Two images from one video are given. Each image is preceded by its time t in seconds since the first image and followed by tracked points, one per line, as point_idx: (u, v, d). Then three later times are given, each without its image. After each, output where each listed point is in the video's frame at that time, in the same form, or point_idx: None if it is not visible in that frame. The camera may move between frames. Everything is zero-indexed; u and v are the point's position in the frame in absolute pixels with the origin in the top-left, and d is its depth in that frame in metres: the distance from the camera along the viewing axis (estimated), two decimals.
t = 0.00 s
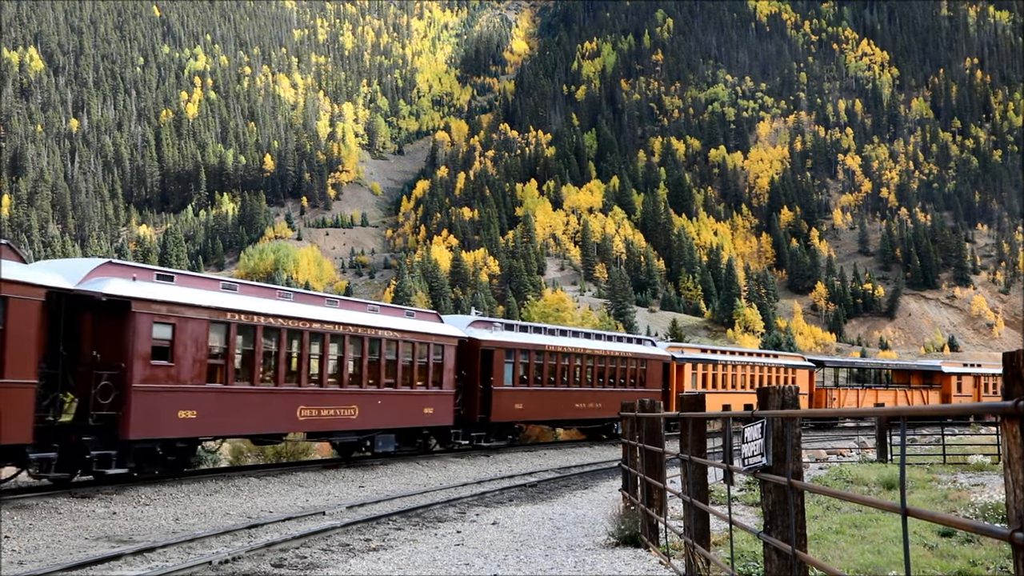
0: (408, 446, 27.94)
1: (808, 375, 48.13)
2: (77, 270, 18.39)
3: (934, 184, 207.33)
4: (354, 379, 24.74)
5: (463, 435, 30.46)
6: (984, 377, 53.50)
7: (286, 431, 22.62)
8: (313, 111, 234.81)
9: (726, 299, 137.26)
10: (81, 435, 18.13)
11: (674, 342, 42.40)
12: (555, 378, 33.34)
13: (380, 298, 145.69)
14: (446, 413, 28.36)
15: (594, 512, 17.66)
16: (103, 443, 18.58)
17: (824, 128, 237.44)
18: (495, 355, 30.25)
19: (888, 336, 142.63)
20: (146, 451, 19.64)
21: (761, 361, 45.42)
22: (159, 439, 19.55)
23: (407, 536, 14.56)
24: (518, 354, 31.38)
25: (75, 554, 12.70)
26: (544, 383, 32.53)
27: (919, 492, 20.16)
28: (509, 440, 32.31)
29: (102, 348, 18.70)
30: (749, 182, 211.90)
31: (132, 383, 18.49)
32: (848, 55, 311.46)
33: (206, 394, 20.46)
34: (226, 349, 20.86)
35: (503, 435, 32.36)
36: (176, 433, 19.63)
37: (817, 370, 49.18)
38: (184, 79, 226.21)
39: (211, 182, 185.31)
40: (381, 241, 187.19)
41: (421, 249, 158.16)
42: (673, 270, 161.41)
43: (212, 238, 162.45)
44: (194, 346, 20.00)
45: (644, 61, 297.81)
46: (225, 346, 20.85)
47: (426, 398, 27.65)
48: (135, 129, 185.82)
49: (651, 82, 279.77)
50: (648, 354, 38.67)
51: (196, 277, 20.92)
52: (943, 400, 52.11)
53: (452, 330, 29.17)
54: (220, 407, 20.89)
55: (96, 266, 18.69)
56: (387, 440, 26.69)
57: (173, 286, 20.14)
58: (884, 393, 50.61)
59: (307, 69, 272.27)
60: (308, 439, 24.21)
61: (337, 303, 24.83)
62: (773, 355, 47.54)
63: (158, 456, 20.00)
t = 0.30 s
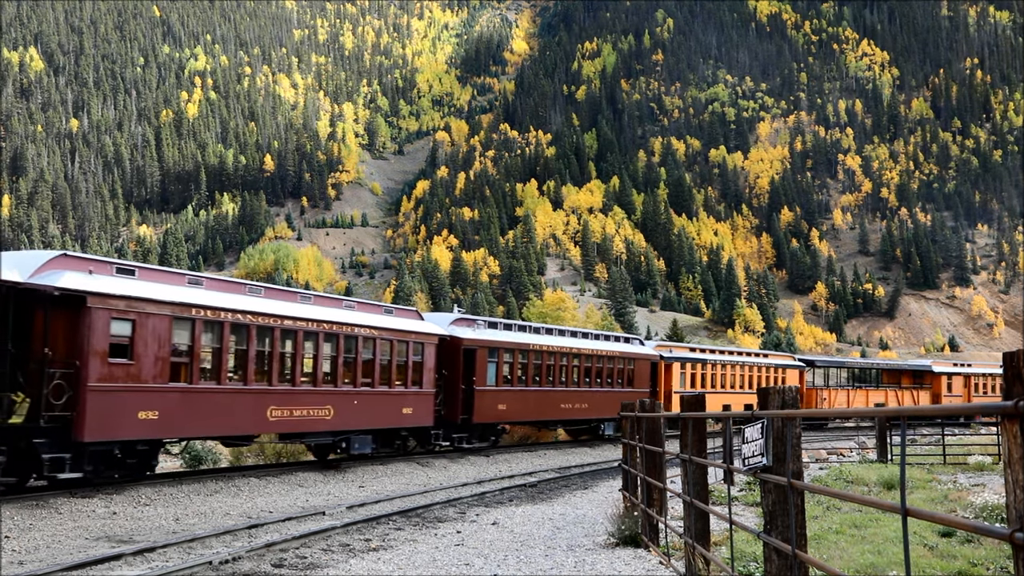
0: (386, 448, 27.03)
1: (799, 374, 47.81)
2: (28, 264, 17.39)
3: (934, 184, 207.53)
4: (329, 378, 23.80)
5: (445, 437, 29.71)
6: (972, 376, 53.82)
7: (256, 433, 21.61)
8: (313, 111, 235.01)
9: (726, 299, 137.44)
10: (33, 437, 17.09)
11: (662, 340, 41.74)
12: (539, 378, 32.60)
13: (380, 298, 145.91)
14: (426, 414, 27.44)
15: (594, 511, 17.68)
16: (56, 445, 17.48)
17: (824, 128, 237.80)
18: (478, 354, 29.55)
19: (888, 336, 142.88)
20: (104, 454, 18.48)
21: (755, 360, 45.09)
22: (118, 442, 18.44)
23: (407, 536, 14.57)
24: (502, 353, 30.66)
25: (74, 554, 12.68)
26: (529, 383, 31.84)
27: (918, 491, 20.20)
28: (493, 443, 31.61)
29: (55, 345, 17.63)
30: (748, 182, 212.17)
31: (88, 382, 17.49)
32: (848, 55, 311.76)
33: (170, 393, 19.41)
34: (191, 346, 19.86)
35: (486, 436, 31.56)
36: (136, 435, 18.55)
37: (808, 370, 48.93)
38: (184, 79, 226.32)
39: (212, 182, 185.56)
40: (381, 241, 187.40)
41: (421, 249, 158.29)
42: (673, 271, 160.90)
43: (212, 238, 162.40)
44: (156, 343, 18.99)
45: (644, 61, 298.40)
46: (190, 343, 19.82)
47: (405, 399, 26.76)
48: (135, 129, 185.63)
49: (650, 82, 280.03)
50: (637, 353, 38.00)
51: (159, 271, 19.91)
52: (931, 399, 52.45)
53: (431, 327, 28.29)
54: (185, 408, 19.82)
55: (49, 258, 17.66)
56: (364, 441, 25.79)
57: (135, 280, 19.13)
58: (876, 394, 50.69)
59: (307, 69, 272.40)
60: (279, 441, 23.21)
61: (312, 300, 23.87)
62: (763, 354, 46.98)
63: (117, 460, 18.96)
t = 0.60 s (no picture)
0: (365, 449, 26.58)
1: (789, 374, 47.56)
2: None
3: (935, 184, 207.30)
4: (304, 377, 23.38)
5: (427, 437, 29.29)
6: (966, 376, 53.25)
7: (228, 434, 21.09)
8: (313, 112, 234.77)
9: (726, 299, 137.35)
10: None
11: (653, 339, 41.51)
12: (525, 378, 32.27)
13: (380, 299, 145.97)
14: (406, 414, 27.04)
15: (594, 512, 17.68)
16: (11, 447, 16.76)
17: (824, 128, 237.83)
18: (461, 352, 29.24)
19: (888, 336, 143.10)
20: (62, 456, 17.80)
21: (746, 360, 44.55)
22: (77, 443, 17.75)
23: (407, 536, 14.56)
24: (486, 351, 30.32)
25: (75, 554, 12.70)
26: (514, 383, 31.52)
27: (919, 492, 20.16)
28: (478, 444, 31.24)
29: (10, 343, 16.83)
30: (748, 182, 212.34)
31: (45, 381, 16.73)
32: (848, 56, 311.00)
33: (135, 392, 18.79)
34: (157, 344, 19.26)
35: (470, 437, 31.18)
36: (96, 436, 17.84)
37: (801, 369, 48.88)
38: (183, 79, 226.04)
39: (212, 182, 185.48)
40: (381, 241, 187.48)
41: (421, 249, 158.19)
42: (673, 271, 160.78)
43: (212, 238, 162.33)
44: (118, 340, 18.32)
45: (644, 61, 298.79)
46: (156, 341, 19.26)
47: (385, 398, 26.42)
48: (135, 129, 185.34)
49: (650, 82, 280.22)
50: (625, 352, 37.69)
51: (124, 266, 19.29)
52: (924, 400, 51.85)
53: (413, 325, 27.94)
54: (151, 407, 19.22)
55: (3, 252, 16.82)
56: (342, 442, 25.33)
57: (98, 274, 18.46)
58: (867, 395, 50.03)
59: (307, 70, 271.92)
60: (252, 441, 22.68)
61: (286, 295, 23.46)
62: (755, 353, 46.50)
63: (78, 463, 18.24)
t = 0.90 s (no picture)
0: (341, 451, 25.67)
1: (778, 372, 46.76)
2: None
3: (935, 184, 207.40)
4: (275, 376, 22.31)
5: (405, 439, 28.25)
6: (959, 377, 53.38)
7: (193, 435, 19.99)
8: (313, 111, 234.84)
9: (726, 298, 137.40)
10: None
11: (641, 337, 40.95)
12: (506, 378, 31.31)
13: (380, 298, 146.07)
14: (384, 414, 26.07)
15: (594, 512, 17.68)
16: None
17: (824, 128, 237.88)
18: (441, 350, 28.20)
19: (888, 336, 143.45)
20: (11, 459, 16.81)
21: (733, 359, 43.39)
22: (26, 446, 16.53)
23: (407, 536, 14.57)
24: (466, 349, 29.36)
25: (75, 553, 12.70)
26: (496, 382, 30.61)
27: (918, 491, 20.16)
28: (460, 445, 30.27)
29: None
30: (748, 182, 212.49)
31: None
32: (848, 55, 310.77)
33: (91, 392, 17.59)
34: (115, 339, 18.09)
35: (451, 438, 30.23)
36: (49, 438, 16.64)
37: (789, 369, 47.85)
38: (184, 79, 225.99)
39: (212, 182, 185.49)
40: (381, 241, 187.75)
41: (421, 249, 158.23)
42: (673, 271, 160.71)
43: (212, 238, 162.34)
44: (72, 335, 17.10)
45: (644, 60, 299.02)
46: (114, 337, 18.06)
47: (362, 398, 25.44)
48: (135, 129, 185.24)
49: (651, 82, 280.50)
50: (611, 351, 36.89)
51: (78, 257, 18.07)
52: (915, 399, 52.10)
53: (390, 322, 27.02)
54: (109, 407, 18.05)
55: None
56: (316, 444, 24.29)
57: (50, 266, 17.26)
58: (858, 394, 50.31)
59: (307, 69, 271.86)
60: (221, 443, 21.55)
61: (255, 291, 22.40)
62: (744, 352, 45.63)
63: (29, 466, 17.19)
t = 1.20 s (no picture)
0: (318, 452, 25.04)
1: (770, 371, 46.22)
2: None
3: (934, 184, 207.32)
4: (248, 374, 21.77)
5: (386, 440, 27.70)
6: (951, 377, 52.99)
7: (161, 437, 19.35)
8: (313, 111, 234.44)
9: (726, 298, 137.38)
10: None
11: (630, 336, 40.73)
12: (491, 377, 30.79)
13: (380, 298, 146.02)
14: (362, 414, 25.60)
15: (594, 512, 17.66)
16: None
17: (824, 128, 237.67)
18: (422, 349, 27.65)
19: (888, 336, 143.66)
20: None
21: (724, 358, 42.94)
22: None
23: (407, 536, 14.56)
24: (449, 348, 28.89)
25: (75, 554, 12.70)
26: (481, 381, 30.12)
27: (918, 491, 20.17)
28: (443, 446, 29.76)
29: None
30: (748, 182, 212.44)
31: None
32: (848, 54, 310.49)
33: (48, 393, 16.92)
34: (76, 335, 17.45)
35: (434, 439, 29.71)
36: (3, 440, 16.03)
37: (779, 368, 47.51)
38: (183, 79, 225.63)
39: (211, 182, 185.33)
40: (381, 241, 187.76)
41: (421, 249, 158.08)
42: (673, 271, 160.57)
43: (212, 238, 162.24)
44: (29, 334, 16.46)
45: (644, 61, 298.93)
46: (75, 334, 17.44)
47: (340, 397, 24.99)
48: (135, 129, 185.02)
49: (651, 82, 280.71)
50: (599, 351, 36.50)
51: (37, 251, 17.50)
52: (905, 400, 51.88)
53: (370, 320, 26.63)
54: (70, 406, 17.39)
55: None
56: (290, 446, 23.72)
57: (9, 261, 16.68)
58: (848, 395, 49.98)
59: (307, 69, 271.38)
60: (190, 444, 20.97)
61: (227, 287, 21.90)
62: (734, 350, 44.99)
63: None
